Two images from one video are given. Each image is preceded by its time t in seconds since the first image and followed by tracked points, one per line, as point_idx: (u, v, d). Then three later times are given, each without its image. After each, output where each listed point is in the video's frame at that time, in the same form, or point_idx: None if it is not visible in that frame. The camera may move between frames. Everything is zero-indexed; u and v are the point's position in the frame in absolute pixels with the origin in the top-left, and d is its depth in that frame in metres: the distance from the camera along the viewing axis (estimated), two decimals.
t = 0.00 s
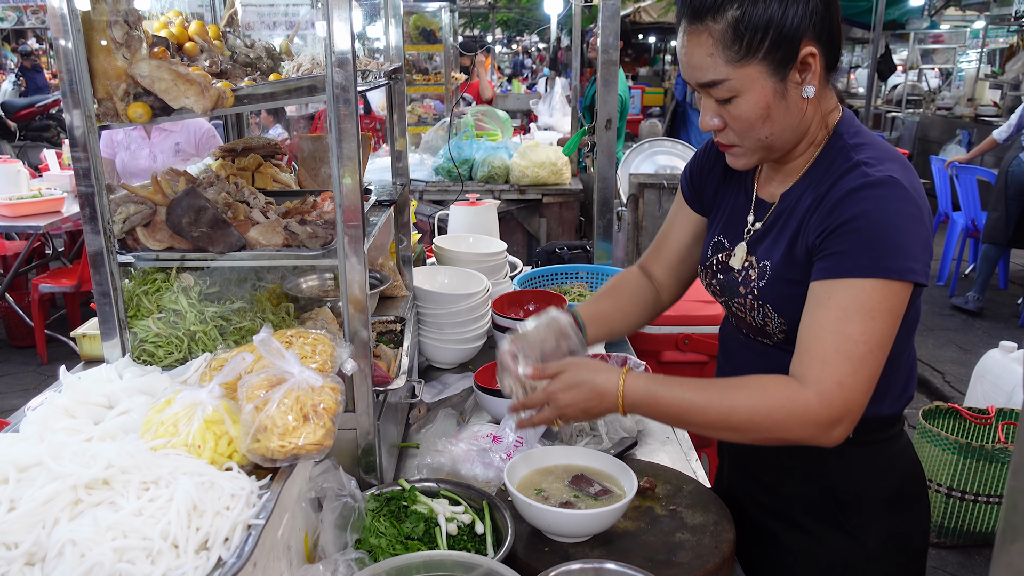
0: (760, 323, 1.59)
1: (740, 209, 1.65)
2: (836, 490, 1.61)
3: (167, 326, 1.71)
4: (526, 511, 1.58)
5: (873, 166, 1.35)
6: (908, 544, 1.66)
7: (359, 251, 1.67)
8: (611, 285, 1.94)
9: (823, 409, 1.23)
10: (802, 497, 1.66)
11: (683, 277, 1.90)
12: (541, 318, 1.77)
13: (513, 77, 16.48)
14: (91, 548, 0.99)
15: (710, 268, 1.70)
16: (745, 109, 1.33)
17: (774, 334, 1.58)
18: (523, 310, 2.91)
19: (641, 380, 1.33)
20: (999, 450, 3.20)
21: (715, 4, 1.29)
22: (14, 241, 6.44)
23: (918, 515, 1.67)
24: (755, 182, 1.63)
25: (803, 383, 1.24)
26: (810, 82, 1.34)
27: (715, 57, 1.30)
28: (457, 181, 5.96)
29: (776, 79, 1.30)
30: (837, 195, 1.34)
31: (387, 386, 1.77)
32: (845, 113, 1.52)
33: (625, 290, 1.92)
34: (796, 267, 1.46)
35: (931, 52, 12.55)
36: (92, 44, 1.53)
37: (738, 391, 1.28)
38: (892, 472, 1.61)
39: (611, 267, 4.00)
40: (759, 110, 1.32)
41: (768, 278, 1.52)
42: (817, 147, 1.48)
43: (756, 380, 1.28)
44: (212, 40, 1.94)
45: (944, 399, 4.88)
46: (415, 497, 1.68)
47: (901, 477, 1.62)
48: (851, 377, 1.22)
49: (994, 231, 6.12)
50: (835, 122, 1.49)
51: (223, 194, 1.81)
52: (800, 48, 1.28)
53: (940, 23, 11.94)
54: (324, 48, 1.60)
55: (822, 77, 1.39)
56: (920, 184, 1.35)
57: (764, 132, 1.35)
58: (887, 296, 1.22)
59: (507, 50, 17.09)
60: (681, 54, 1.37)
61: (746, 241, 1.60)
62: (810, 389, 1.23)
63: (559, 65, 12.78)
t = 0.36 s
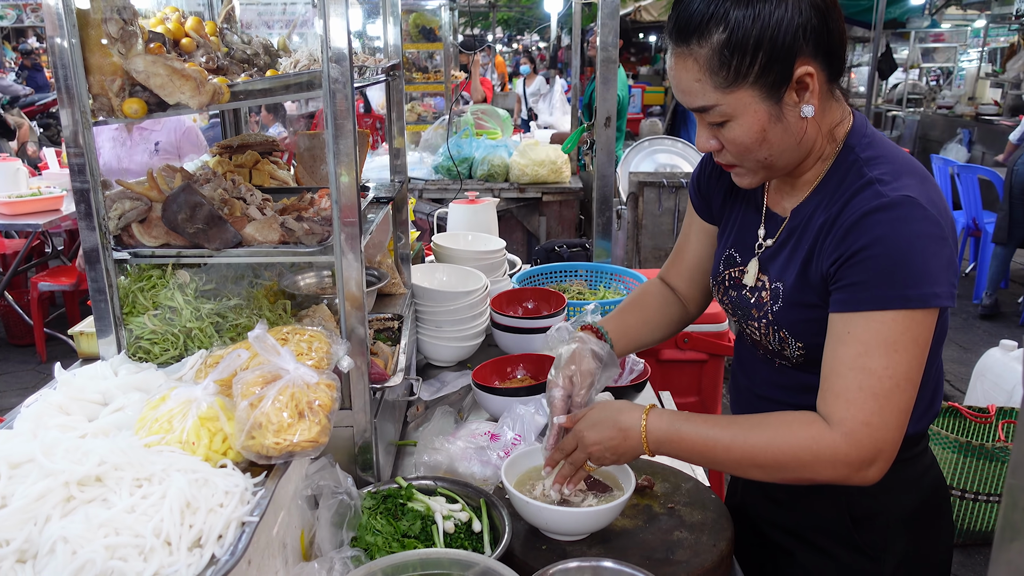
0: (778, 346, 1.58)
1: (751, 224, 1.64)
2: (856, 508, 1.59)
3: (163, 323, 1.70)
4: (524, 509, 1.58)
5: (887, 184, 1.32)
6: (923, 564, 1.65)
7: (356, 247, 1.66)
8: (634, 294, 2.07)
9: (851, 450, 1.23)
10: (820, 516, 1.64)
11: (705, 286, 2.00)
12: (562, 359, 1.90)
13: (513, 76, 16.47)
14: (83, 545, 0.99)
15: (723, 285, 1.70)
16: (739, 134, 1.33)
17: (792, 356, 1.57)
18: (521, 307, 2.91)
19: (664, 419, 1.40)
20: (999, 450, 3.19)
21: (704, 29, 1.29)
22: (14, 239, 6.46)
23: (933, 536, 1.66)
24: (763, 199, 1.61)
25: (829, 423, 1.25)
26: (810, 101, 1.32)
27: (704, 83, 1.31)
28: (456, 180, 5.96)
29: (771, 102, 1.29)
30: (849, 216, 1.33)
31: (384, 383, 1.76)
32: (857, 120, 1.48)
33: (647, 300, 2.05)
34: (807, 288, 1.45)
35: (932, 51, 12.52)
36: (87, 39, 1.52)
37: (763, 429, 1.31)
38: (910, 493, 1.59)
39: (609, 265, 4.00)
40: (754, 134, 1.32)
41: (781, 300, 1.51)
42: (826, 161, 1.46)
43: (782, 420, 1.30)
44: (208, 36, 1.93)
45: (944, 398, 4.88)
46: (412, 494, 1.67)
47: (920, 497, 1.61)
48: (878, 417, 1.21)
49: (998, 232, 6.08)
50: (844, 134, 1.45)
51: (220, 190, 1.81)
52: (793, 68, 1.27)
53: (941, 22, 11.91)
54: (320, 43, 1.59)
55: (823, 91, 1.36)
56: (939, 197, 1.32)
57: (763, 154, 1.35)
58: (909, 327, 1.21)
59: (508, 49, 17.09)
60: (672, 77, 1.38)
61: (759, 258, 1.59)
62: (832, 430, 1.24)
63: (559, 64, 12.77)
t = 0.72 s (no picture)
0: (772, 329, 1.57)
1: (744, 213, 1.64)
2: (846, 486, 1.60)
3: (159, 321, 1.68)
4: (521, 509, 1.57)
5: (878, 172, 1.33)
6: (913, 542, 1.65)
7: (352, 246, 1.65)
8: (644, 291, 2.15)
9: (873, 429, 1.29)
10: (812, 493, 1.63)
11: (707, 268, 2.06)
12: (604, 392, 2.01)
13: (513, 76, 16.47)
14: (74, 544, 0.98)
15: (715, 270, 1.70)
16: (733, 134, 1.33)
17: (786, 339, 1.57)
18: (520, 306, 2.90)
19: (716, 428, 1.53)
20: (999, 449, 3.18)
21: (695, 31, 1.29)
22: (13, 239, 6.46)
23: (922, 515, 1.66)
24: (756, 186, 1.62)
25: (849, 406, 1.31)
26: (800, 98, 1.31)
27: (695, 86, 1.31)
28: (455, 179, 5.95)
29: (763, 101, 1.29)
30: (843, 206, 1.34)
31: (381, 383, 1.75)
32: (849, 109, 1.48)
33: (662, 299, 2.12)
34: (800, 280, 1.46)
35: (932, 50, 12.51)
36: (82, 36, 1.51)
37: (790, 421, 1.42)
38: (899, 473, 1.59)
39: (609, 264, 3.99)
40: (748, 133, 1.32)
41: (776, 287, 1.51)
42: (820, 152, 1.46)
43: (804, 413, 1.40)
44: (205, 33, 1.92)
45: (944, 398, 4.87)
46: (408, 494, 1.66)
47: (908, 476, 1.61)
48: (894, 396, 1.26)
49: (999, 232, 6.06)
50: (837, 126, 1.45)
51: (215, 188, 1.80)
52: (784, 66, 1.26)
53: (941, 21, 11.89)
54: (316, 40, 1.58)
55: (816, 86, 1.35)
56: (930, 182, 1.33)
57: (757, 150, 1.35)
58: (913, 308, 1.23)
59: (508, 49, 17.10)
60: (667, 80, 1.38)
61: (751, 245, 1.59)
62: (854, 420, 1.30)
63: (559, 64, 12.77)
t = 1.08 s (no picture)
0: (761, 310, 1.64)
1: (731, 202, 1.70)
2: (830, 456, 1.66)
3: (161, 322, 1.69)
4: (522, 509, 1.57)
5: (866, 163, 1.44)
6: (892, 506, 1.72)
7: (354, 247, 1.66)
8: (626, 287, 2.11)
9: (859, 400, 1.40)
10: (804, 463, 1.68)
11: (685, 263, 2.06)
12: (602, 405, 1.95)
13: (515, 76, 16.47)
14: (77, 544, 0.98)
15: (703, 256, 1.75)
16: (737, 101, 1.38)
17: (773, 321, 1.64)
18: (521, 307, 2.90)
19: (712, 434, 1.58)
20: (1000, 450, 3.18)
21: None
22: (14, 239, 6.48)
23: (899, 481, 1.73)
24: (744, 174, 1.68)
25: (835, 382, 1.42)
26: (801, 82, 1.40)
27: (710, 48, 1.36)
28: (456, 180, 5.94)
29: (772, 73, 1.36)
30: (834, 194, 1.44)
31: (383, 383, 1.75)
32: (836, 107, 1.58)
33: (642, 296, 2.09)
34: (790, 265, 1.53)
35: (934, 51, 12.49)
36: (85, 37, 1.52)
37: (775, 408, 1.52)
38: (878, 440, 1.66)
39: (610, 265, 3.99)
40: (752, 101, 1.38)
41: (768, 270, 1.58)
42: (807, 142, 1.55)
43: (794, 401, 1.48)
44: (206, 34, 1.92)
45: (945, 399, 4.86)
46: (410, 495, 1.66)
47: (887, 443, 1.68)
48: (878, 369, 1.38)
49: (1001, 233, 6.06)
50: (825, 121, 1.55)
51: (217, 189, 1.80)
52: (795, 46, 1.35)
53: (943, 22, 11.88)
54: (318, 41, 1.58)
55: (812, 80, 1.46)
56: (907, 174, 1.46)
57: (751, 125, 1.41)
58: (897, 289, 1.35)
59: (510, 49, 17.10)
60: (683, 42, 1.43)
61: (739, 229, 1.65)
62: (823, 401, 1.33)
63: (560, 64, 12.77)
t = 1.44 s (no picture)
0: (751, 296, 1.67)
1: (712, 188, 1.75)
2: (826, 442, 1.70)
3: (166, 323, 1.70)
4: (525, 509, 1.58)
5: (852, 147, 1.52)
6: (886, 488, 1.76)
7: (358, 248, 1.67)
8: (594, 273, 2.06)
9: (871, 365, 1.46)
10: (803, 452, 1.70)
11: (653, 262, 2.06)
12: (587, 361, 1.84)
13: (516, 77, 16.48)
14: (85, 543, 0.99)
15: (687, 249, 1.78)
16: (727, 45, 1.52)
17: (763, 306, 1.67)
18: (524, 307, 2.91)
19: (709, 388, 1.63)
20: (1000, 450, 3.19)
21: None
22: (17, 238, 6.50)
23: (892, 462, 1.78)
24: (727, 164, 1.75)
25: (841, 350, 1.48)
26: (786, 59, 1.51)
27: None
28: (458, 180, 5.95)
29: (763, 35, 1.48)
30: (825, 175, 1.50)
31: (386, 384, 1.76)
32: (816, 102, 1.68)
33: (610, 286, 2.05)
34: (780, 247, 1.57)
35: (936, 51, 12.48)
36: (91, 40, 1.53)
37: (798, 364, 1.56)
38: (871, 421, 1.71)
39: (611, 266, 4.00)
40: (736, 51, 1.51)
41: (758, 255, 1.61)
42: (785, 132, 1.62)
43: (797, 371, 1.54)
44: (211, 36, 1.93)
45: (947, 400, 4.87)
46: (413, 494, 1.67)
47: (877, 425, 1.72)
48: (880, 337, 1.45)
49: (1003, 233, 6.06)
50: (807, 114, 1.63)
51: (222, 190, 1.81)
52: (796, 20, 1.46)
53: (945, 22, 11.87)
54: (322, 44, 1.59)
55: (803, 70, 1.55)
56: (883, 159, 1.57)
57: (727, 74, 1.54)
58: (894, 260, 1.43)
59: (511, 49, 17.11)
60: None
61: (723, 217, 1.69)
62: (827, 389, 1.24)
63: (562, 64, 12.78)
